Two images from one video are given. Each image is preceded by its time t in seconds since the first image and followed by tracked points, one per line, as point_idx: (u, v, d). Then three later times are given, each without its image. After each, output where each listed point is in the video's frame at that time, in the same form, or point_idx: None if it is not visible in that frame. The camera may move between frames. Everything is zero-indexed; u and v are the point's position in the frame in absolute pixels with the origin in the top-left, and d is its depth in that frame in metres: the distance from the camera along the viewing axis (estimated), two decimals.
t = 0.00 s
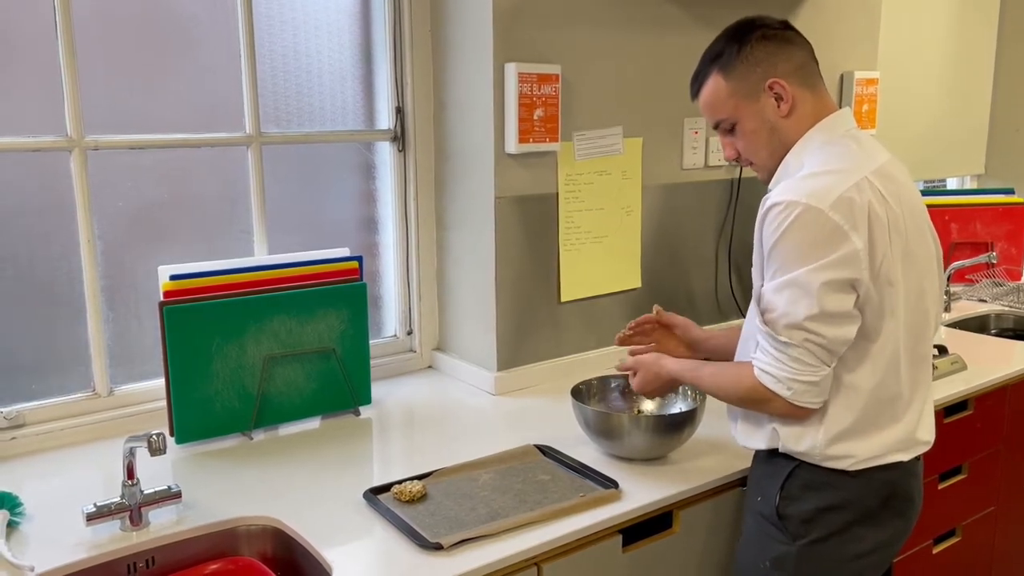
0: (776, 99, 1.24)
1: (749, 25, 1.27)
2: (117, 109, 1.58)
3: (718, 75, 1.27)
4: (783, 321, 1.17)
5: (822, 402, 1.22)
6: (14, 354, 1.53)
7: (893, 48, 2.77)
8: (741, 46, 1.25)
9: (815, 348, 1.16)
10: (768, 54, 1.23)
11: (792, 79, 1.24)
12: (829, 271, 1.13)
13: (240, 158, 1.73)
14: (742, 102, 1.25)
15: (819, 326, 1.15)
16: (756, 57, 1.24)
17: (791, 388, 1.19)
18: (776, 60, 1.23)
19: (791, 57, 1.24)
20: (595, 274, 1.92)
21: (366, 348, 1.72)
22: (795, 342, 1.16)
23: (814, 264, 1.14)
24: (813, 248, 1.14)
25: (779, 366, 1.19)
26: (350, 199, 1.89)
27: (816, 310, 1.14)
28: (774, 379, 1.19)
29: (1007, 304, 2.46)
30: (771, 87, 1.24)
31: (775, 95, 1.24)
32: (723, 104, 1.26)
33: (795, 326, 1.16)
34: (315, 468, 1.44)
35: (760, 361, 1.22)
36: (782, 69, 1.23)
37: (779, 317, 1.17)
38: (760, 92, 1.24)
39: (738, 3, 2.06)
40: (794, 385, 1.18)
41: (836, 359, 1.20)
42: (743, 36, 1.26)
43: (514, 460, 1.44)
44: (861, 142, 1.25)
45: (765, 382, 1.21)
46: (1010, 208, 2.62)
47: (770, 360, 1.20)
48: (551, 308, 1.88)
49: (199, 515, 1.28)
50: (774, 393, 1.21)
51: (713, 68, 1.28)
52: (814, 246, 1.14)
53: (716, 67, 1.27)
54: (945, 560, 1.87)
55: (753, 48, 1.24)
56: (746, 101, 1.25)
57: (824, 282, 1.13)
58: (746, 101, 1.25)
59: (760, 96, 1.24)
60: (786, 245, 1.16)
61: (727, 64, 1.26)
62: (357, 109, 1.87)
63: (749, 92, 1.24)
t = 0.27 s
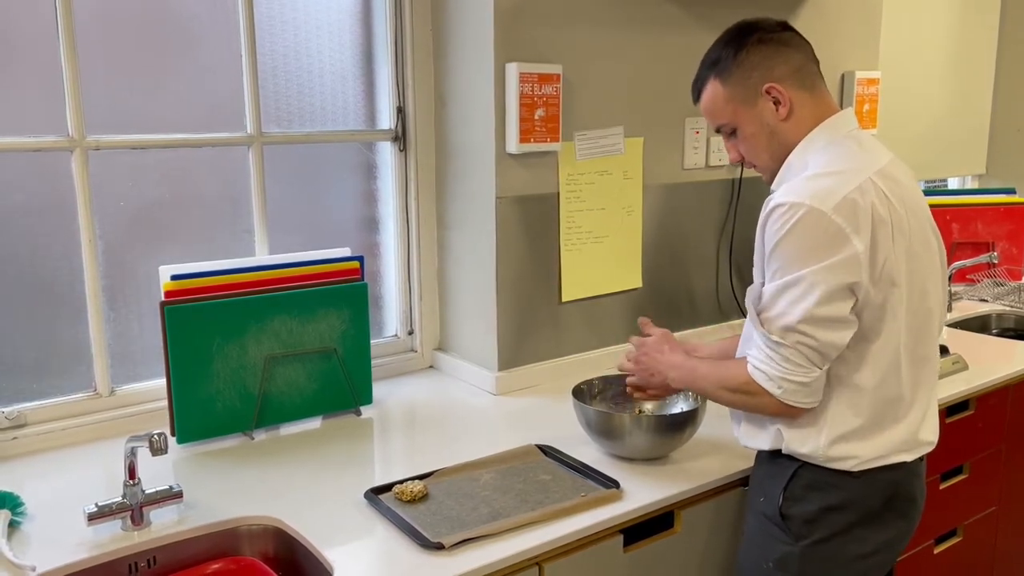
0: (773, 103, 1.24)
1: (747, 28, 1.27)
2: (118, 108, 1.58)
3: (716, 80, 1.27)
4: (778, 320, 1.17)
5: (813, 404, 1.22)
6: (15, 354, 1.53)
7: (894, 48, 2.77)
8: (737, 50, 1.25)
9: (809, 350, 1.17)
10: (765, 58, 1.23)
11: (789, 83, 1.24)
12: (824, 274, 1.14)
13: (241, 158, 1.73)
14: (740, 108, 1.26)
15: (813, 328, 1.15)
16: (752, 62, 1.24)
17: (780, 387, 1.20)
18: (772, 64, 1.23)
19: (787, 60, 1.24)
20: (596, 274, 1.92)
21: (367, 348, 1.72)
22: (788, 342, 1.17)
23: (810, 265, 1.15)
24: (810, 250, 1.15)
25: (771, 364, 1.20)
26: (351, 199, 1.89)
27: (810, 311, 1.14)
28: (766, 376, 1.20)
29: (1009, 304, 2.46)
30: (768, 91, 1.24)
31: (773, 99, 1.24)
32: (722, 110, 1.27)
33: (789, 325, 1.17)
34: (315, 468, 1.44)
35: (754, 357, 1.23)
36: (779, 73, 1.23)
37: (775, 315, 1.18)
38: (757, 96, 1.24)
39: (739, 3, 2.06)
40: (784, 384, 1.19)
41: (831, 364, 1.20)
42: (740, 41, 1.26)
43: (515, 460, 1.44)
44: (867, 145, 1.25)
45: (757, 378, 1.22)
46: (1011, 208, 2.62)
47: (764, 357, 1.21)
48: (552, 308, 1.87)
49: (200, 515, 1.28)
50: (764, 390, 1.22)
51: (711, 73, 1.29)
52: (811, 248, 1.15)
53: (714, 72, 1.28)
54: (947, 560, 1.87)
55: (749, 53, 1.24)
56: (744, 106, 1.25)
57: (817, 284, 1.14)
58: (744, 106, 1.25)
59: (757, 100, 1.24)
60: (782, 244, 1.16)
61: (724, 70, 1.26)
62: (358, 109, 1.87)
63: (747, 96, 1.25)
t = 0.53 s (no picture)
0: (773, 104, 1.24)
1: (744, 30, 1.27)
2: (119, 108, 1.58)
3: (714, 82, 1.27)
4: (793, 320, 1.16)
5: (830, 402, 1.22)
6: (15, 354, 1.53)
7: (894, 48, 2.77)
8: (735, 52, 1.25)
9: (826, 347, 1.16)
10: (763, 60, 1.23)
11: (788, 84, 1.24)
12: (841, 270, 1.14)
13: (242, 158, 1.73)
14: (739, 109, 1.26)
15: (831, 325, 1.15)
16: (750, 64, 1.24)
17: (799, 387, 1.19)
18: (770, 65, 1.23)
19: (786, 61, 1.24)
20: (597, 275, 1.92)
21: (368, 348, 1.72)
22: (804, 341, 1.16)
23: (824, 263, 1.14)
24: (823, 247, 1.14)
25: (787, 365, 1.19)
26: (351, 199, 1.89)
27: (827, 309, 1.14)
28: (782, 377, 1.19)
29: (1009, 304, 2.46)
30: (767, 93, 1.24)
31: (772, 101, 1.24)
32: (721, 111, 1.27)
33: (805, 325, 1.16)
34: (316, 468, 1.44)
35: (768, 360, 1.22)
36: (777, 75, 1.23)
37: (790, 316, 1.17)
38: (756, 98, 1.24)
39: (739, 3, 2.06)
40: (802, 384, 1.19)
41: (845, 359, 1.20)
42: (738, 43, 1.26)
43: (515, 460, 1.44)
44: (869, 142, 1.25)
45: (773, 381, 1.21)
46: (1012, 208, 2.62)
47: (778, 358, 1.20)
48: (552, 308, 1.87)
49: (201, 515, 1.28)
50: (781, 391, 1.21)
51: (710, 76, 1.29)
52: (826, 245, 1.14)
53: (713, 74, 1.28)
54: (947, 560, 1.87)
55: (747, 55, 1.24)
56: (743, 108, 1.25)
57: (835, 281, 1.13)
58: (743, 108, 1.25)
59: (756, 102, 1.24)
60: (796, 243, 1.16)
61: (723, 72, 1.26)
62: (358, 109, 1.87)
63: (746, 98, 1.25)
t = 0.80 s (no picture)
0: (773, 104, 1.24)
1: (743, 30, 1.27)
2: (120, 109, 1.58)
3: (714, 83, 1.27)
4: (786, 322, 1.17)
5: (822, 405, 1.22)
6: (16, 354, 1.53)
7: (894, 48, 2.77)
8: (734, 52, 1.25)
9: (817, 351, 1.16)
10: (763, 60, 1.23)
11: (787, 84, 1.24)
12: (832, 274, 1.14)
13: (242, 158, 1.73)
14: (739, 109, 1.26)
15: (822, 328, 1.15)
16: (750, 64, 1.24)
17: (789, 389, 1.19)
18: (770, 65, 1.23)
19: (785, 61, 1.24)
20: (597, 274, 1.92)
21: (368, 348, 1.72)
22: (796, 344, 1.16)
23: (817, 266, 1.14)
24: (815, 250, 1.15)
25: (780, 367, 1.19)
26: (351, 198, 1.89)
27: (819, 312, 1.14)
28: (774, 379, 1.20)
29: (1009, 304, 2.46)
30: (767, 93, 1.24)
31: (772, 100, 1.24)
32: (720, 111, 1.27)
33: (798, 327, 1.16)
34: (316, 468, 1.45)
35: (761, 361, 1.22)
36: (777, 74, 1.23)
37: (782, 318, 1.17)
38: (756, 97, 1.24)
39: (739, 3, 2.06)
40: (793, 386, 1.19)
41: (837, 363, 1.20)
42: (737, 43, 1.26)
43: (515, 460, 1.44)
44: (866, 144, 1.25)
45: (765, 382, 1.21)
46: (1012, 208, 2.62)
47: (771, 360, 1.20)
48: (553, 308, 1.88)
49: (201, 514, 1.28)
50: (773, 393, 1.21)
51: (709, 76, 1.28)
52: (817, 248, 1.14)
53: (712, 75, 1.27)
54: (947, 560, 1.87)
55: (747, 55, 1.24)
56: (743, 107, 1.25)
57: (826, 284, 1.13)
58: (743, 107, 1.25)
59: (757, 102, 1.24)
60: (789, 246, 1.16)
61: (722, 72, 1.26)
62: (359, 109, 1.87)
63: (746, 98, 1.25)
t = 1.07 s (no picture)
0: (773, 104, 1.24)
1: (743, 30, 1.27)
2: (121, 109, 1.58)
3: (713, 83, 1.27)
4: (794, 319, 1.16)
5: (830, 402, 1.22)
6: (16, 354, 1.53)
7: (895, 48, 2.77)
8: (734, 53, 1.25)
9: (826, 346, 1.16)
10: (762, 60, 1.23)
11: (788, 84, 1.24)
12: (840, 269, 1.13)
13: (242, 158, 1.73)
14: (739, 109, 1.26)
15: (830, 324, 1.15)
16: (750, 64, 1.24)
17: (799, 386, 1.19)
18: (769, 66, 1.23)
19: (785, 61, 1.24)
20: (597, 274, 1.92)
21: (369, 348, 1.72)
22: (805, 340, 1.16)
23: (823, 262, 1.14)
24: (822, 246, 1.14)
25: (788, 364, 1.19)
26: (352, 198, 1.89)
27: (827, 307, 1.14)
28: (782, 376, 1.19)
29: (1010, 304, 2.46)
30: (768, 93, 1.24)
31: (772, 101, 1.24)
32: (721, 112, 1.27)
33: (805, 323, 1.16)
34: (317, 467, 1.44)
35: (767, 360, 1.22)
36: (778, 75, 1.23)
37: (789, 315, 1.17)
38: (757, 98, 1.24)
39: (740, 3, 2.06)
40: (802, 383, 1.19)
41: (845, 359, 1.20)
42: (737, 43, 1.26)
43: (516, 460, 1.44)
44: (869, 142, 1.25)
45: (774, 380, 1.21)
46: (1013, 208, 2.62)
47: (778, 358, 1.20)
48: (553, 308, 1.88)
49: (202, 514, 1.28)
50: (782, 391, 1.21)
51: (709, 77, 1.29)
52: (824, 243, 1.14)
53: (712, 75, 1.28)
54: (947, 560, 1.87)
55: (746, 55, 1.24)
56: (744, 108, 1.25)
57: (834, 280, 1.13)
58: (743, 108, 1.25)
59: (757, 103, 1.24)
60: (795, 242, 1.16)
61: (722, 73, 1.26)
62: (359, 109, 1.87)
63: (746, 99, 1.25)
